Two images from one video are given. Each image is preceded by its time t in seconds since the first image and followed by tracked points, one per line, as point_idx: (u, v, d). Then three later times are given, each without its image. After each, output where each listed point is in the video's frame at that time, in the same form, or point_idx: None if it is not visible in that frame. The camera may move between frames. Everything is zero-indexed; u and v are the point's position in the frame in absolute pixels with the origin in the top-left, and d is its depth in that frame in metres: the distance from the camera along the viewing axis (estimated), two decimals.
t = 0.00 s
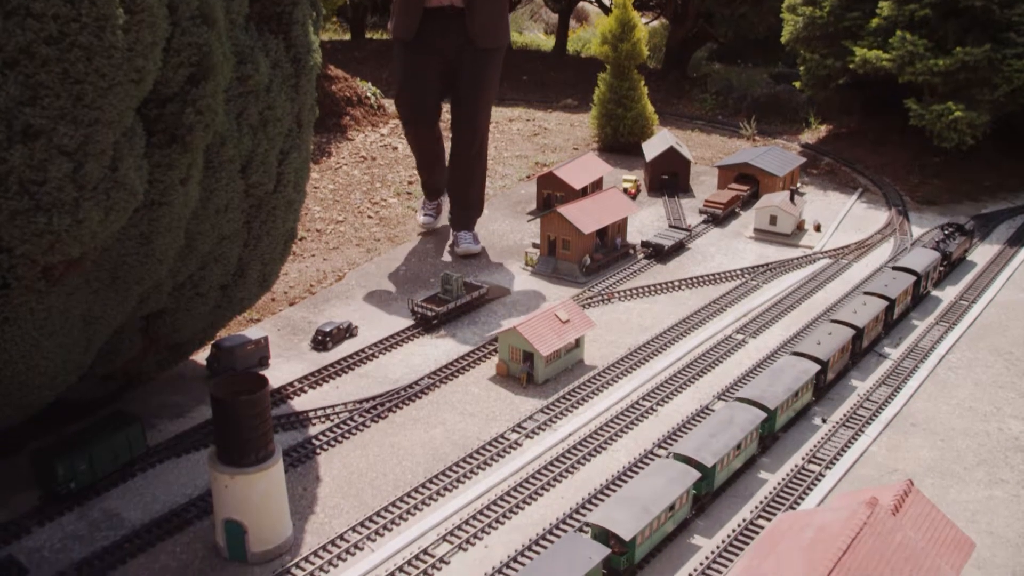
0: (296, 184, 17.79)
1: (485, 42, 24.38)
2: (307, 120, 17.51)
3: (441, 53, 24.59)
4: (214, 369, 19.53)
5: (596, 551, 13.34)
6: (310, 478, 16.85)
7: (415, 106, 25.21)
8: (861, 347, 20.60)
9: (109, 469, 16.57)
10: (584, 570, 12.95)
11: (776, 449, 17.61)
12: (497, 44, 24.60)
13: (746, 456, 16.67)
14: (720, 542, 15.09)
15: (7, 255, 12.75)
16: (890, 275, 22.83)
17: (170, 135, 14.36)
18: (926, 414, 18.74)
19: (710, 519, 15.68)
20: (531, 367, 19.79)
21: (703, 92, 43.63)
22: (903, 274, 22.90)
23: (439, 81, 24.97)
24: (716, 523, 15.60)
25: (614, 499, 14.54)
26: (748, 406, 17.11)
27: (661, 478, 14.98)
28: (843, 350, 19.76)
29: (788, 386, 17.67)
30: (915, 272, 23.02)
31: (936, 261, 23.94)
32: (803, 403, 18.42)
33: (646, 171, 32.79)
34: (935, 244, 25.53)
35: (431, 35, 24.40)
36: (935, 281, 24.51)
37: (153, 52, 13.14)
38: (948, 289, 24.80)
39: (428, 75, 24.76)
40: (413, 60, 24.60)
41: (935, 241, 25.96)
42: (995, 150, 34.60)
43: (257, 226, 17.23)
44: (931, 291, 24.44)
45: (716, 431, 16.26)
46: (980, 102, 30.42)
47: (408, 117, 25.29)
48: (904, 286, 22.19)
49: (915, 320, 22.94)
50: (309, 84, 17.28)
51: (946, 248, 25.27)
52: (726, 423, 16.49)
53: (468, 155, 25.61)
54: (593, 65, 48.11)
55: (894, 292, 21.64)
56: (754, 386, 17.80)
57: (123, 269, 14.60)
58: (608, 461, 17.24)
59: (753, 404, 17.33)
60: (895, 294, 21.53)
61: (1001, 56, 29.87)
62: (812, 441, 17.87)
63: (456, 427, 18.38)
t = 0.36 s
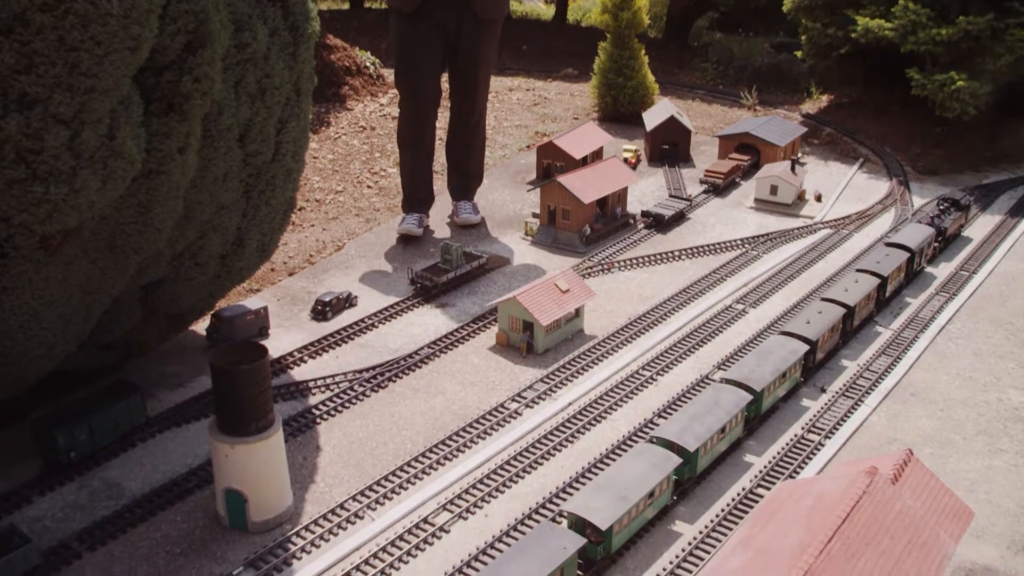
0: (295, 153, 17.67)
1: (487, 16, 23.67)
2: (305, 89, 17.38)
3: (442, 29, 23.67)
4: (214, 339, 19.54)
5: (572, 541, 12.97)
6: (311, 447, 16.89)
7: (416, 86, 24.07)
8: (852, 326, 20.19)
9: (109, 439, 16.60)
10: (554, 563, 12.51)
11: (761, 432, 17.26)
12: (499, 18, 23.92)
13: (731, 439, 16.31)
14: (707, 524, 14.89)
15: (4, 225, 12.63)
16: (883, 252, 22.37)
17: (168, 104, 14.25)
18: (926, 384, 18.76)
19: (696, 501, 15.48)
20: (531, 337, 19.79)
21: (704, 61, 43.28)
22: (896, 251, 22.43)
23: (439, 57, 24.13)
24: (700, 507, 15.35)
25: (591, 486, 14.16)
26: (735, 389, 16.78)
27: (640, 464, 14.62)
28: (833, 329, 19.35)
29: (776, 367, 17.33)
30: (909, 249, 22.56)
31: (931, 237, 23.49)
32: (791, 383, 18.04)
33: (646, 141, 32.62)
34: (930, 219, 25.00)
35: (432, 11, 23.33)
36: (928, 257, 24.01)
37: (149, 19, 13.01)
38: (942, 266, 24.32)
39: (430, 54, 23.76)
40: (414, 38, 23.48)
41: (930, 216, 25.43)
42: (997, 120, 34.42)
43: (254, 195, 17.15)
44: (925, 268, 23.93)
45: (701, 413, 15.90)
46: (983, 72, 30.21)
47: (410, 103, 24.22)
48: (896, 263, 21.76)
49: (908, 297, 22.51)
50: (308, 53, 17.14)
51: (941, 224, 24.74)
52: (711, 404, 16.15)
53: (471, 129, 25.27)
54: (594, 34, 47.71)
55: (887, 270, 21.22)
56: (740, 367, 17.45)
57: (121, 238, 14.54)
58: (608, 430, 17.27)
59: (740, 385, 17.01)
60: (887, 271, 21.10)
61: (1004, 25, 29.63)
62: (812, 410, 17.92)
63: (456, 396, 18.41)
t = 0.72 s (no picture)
0: (294, 128, 17.59)
1: None
2: (304, 63, 17.29)
3: (436, 9, 22.87)
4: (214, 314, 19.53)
5: (546, 538, 12.70)
6: (311, 422, 16.92)
7: (413, 70, 23.26)
8: (841, 312, 19.82)
9: (109, 415, 16.62)
10: (526, 562, 12.25)
11: (745, 423, 16.90)
12: None
13: (713, 430, 15.99)
14: (707, 499, 14.95)
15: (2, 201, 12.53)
16: (875, 234, 21.93)
17: (166, 78, 14.17)
18: (926, 359, 18.78)
19: (693, 478, 15.49)
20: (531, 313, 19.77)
21: (705, 36, 42.92)
22: (888, 234, 21.98)
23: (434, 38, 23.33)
24: (698, 483, 15.37)
25: (566, 480, 13.88)
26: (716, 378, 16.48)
27: (617, 457, 14.33)
28: (821, 316, 18.97)
29: (761, 355, 16.99)
30: (901, 232, 22.10)
31: (924, 219, 23.05)
32: (778, 371, 17.70)
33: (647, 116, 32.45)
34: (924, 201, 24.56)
35: None
36: (922, 240, 23.55)
37: None
38: (937, 247, 23.99)
39: (426, 36, 22.93)
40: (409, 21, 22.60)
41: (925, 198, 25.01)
42: (999, 95, 34.25)
43: (253, 171, 17.08)
44: (918, 250, 23.46)
45: (682, 404, 15.59)
46: (986, 47, 30.03)
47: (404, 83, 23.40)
48: (888, 246, 21.32)
49: (899, 282, 22.05)
50: (307, 27, 17.05)
51: (935, 206, 24.30)
52: (693, 395, 15.86)
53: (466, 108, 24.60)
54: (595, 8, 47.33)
55: (877, 254, 20.80)
56: (724, 356, 17.09)
57: (120, 213, 14.50)
58: (608, 405, 17.30)
59: (723, 374, 16.67)
60: (878, 256, 20.70)
61: None
62: (813, 385, 17.98)
63: (456, 371, 18.43)
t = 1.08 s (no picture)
0: (292, 102, 17.48)
1: None
2: (303, 36, 17.17)
3: None
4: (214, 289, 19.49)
5: (516, 537, 12.23)
6: (311, 396, 16.92)
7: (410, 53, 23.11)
8: (830, 297, 19.37)
9: (109, 390, 16.61)
10: (494, 563, 11.79)
11: (727, 414, 16.48)
12: None
13: (693, 423, 15.54)
14: (707, 472, 15.02)
15: None
16: (867, 217, 21.41)
17: (163, 51, 14.07)
18: (927, 333, 18.78)
19: (692, 452, 15.53)
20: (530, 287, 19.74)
21: (706, 9, 42.55)
22: (880, 216, 21.46)
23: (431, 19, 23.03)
24: (694, 460, 15.32)
25: (540, 476, 13.41)
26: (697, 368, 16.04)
27: (593, 452, 13.84)
28: (808, 302, 18.52)
29: (745, 344, 16.52)
30: (894, 214, 21.57)
31: (916, 201, 22.55)
32: (762, 359, 17.26)
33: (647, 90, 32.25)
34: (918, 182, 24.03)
35: None
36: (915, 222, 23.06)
37: None
38: (931, 229, 23.47)
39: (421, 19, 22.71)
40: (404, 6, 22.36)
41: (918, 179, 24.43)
42: (1001, 70, 34.05)
43: (252, 144, 16.98)
44: (911, 233, 22.98)
45: (661, 396, 15.13)
46: (989, 21, 29.81)
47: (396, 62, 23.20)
48: (879, 229, 20.77)
49: (891, 266, 21.55)
50: None
51: (929, 187, 23.78)
52: (672, 386, 15.42)
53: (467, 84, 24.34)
54: None
55: (867, 237, 20.27)
56: (708, 344, 16.63)
57: (118, 186, 14.43)
58: (609, 379, 17.29)
59: (705, 363, 16.22)
60: (868, 239, 20.19)
61: None
62: (812, 359, 17.98)
63: (456, 345, 18.42)
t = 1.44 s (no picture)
0: (291, 76, 17.36)
1: None
2: (302, 8, 17.04)
3: None
4: (213, 263, 19.46)
5: (481, 541, 11.85)
6: (311, 370, 16.93)
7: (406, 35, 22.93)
8: (816, 284, 18.84)
9: (109, 365, 16.61)
10: (456, 569, 11.42)
11: (720, 394, 16.32)
12: None
13: (671, 416, 15.09)
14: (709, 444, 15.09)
15: None
16: (857, 200, 20.82)
17: (160, 23, 13.96)
18: (928, 308, 18.77)
19: (692, 427, 15.55)
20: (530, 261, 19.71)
21: None
22: (870, 200, 20.88)
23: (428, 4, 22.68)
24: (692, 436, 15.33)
25: (508, 475, 12.97)
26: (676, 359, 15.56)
27: (564, 450, 13.39)
28: (794, 289, 18.04)
29: (725, 334, 16.02)
30: (884, 197, 20.97)
31: (908, 183, 21.94)
32: (745, 349, 16.76)
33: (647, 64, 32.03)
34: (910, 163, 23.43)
35: None
36: (907, 205, 22.51)
37: None
38: (922, 213, 22.86)
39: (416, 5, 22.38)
40: None
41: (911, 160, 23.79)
42: (1004, 44, 33.82)
43: (251, 119, 16.88)
44: (903, 217, 22.42)
45: (637, 389, 14.65)
46: None
47: (397, 47, 23.09)
48: (868, 214, 20.17)
49: (881, 251, 21.02)
50: None
51: (922, 168, 23.16)
52: (649, 379, 14.90)
53: (474, 74, 23.64)
54: None
55: (857, 222, 19.69)
56: (687, 335, 16.11)
57: (116, 160, 14.35)
58: (608, 353, 17.30)
59: (684, 355, 15.71)
60: (857, 224, 19.58)
61: None
62: (812, 333, 17.99)
63: (456, 319, 18.41)
